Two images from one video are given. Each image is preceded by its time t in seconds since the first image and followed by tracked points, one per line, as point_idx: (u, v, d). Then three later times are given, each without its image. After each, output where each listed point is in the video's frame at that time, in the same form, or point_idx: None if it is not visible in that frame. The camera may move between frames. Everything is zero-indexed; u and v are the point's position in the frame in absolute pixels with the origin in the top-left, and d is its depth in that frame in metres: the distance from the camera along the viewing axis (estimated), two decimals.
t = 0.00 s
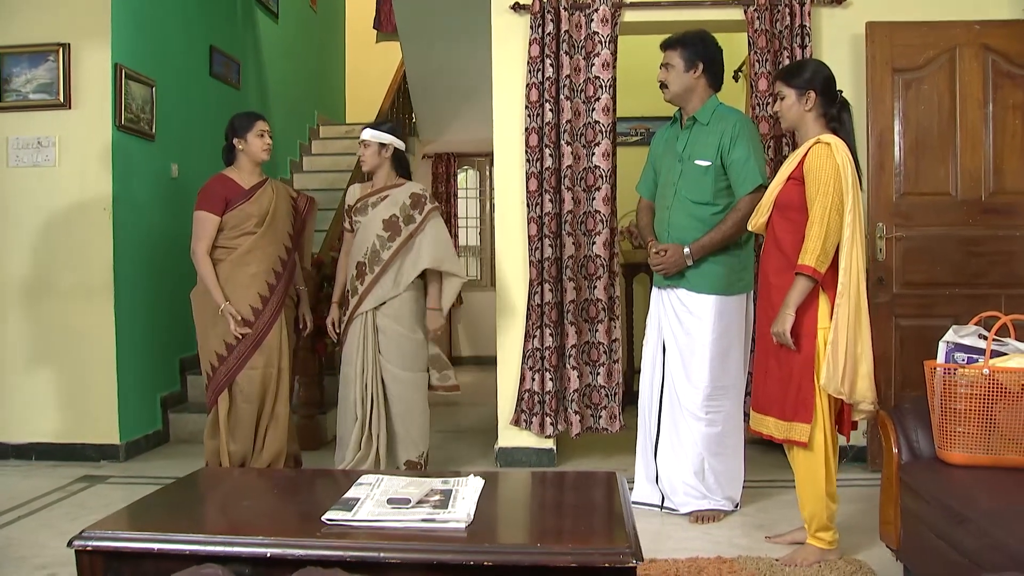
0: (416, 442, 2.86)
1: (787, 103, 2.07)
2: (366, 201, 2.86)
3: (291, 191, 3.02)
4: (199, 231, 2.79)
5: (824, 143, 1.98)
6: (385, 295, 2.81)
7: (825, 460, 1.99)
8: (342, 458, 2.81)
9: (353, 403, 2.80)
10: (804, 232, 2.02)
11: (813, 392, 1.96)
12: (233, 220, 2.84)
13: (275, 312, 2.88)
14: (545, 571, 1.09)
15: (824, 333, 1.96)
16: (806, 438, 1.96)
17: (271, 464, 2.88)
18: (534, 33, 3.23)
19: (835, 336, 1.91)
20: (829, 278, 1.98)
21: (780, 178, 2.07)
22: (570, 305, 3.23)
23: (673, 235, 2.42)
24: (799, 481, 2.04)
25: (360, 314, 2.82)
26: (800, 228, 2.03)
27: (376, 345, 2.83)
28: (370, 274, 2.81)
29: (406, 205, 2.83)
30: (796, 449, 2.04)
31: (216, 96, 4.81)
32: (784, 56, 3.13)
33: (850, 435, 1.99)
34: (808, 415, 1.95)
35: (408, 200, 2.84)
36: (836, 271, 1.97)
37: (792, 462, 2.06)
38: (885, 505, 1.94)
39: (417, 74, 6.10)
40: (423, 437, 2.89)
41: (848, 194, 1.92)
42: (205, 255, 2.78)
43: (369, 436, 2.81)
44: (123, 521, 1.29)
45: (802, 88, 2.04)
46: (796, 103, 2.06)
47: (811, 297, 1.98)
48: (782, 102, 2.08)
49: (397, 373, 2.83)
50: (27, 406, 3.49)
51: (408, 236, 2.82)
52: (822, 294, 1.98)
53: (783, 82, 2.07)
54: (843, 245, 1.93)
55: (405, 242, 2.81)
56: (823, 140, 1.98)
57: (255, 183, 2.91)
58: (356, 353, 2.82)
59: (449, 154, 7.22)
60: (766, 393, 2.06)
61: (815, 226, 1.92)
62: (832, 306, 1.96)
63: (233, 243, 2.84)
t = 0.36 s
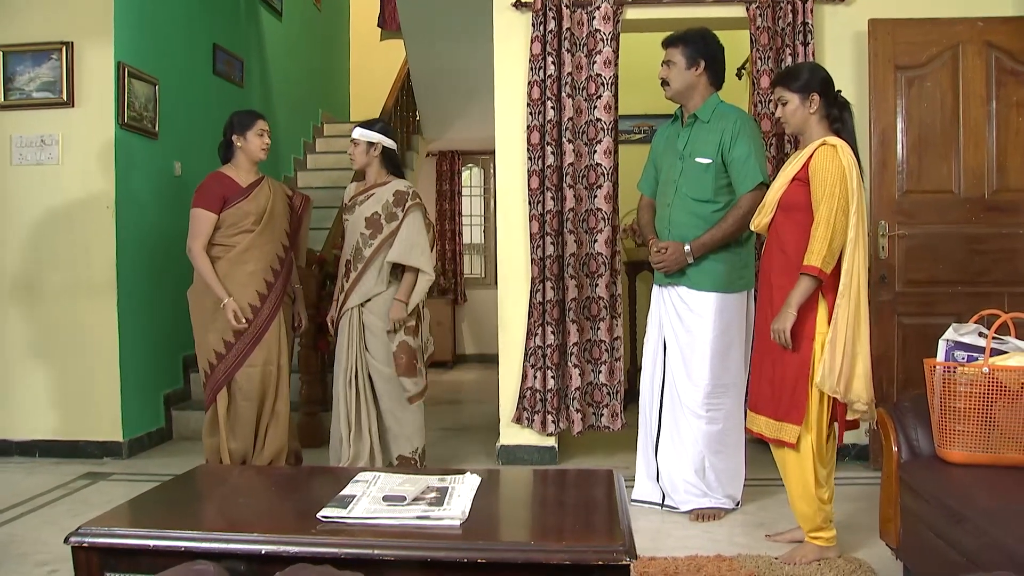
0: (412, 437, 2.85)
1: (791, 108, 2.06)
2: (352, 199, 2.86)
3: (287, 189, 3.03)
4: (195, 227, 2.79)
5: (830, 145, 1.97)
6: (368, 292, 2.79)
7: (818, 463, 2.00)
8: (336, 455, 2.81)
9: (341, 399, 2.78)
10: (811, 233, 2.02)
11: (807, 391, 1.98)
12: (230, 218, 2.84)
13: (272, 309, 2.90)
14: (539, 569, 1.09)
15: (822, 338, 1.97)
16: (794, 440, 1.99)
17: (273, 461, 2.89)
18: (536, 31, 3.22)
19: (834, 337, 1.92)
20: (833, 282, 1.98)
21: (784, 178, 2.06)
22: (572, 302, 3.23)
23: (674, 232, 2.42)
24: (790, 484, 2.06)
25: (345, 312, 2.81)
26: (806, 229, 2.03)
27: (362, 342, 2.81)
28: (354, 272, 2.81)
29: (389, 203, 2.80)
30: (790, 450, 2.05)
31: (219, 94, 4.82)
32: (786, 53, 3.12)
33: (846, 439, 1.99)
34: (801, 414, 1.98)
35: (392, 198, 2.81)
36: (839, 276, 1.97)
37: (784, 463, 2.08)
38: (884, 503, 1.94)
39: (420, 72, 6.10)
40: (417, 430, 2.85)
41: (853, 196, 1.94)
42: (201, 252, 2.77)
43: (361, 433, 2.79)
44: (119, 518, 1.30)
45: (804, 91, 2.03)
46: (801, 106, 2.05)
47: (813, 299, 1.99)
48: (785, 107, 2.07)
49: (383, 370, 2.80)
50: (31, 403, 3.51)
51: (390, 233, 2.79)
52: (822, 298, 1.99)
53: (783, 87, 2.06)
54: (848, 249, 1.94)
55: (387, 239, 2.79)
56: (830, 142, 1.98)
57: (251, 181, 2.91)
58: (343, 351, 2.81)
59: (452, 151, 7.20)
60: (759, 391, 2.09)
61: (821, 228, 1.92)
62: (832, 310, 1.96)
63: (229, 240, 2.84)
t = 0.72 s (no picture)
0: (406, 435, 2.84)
1: (791, 109, 2.05)
2: (346, 199, 2.87)
3: (281, 188, 3.04)
4: (189, 223, 2.79)
5: (832, 143, 2.01)
6: (359, 291, 2.77)
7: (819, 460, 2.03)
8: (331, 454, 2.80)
9: (332, 399, 2.78)
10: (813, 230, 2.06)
11: (818, 388, 2.01)
12: (223, 216, 2.85)
13: (264, 307, 2.90)
14: (530, 567, 1.09)
15: (830, 333, 2.01)
16: (805, 436, 2.01)
17: (269, 460, 2.89)
18: (535, 29, 3.22)
19: (842, 333, 1.97)
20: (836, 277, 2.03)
21: (788, 177, 2.08)
22: (571, 301, 3.23)
23: (671, 230, 2.42)
24: (793, 482, 2.07)
25: (338, 311, 2.82)
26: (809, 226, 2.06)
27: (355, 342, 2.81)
28: (345, 272, 2.80)
29: (379, 203, 2.79)
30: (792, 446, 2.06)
31: (220, 93, 4.82)
32: (785, 51, 3.11)
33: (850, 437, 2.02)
34: (811, 412, 2.00)
35: (382, 198, 2.80)
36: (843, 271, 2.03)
37: (784, 462, 2.08)
38: (880, 501, 1.94)
39: (421, 71, 6.10)
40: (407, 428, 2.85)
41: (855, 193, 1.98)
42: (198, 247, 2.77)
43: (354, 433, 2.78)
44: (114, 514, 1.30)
45: (806, 92, 2.03)
46: (801, 107, 2.05)
47: (800, 286, 2.04)
48: (785, 109, 2.06)
49: (375, 370, 2.79)
50: (31, 400, 3.52)
51: (379, 233, 2.78)
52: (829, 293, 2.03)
53: (782, 88, 2.05)
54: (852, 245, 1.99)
55: (376, 239, 2.77)
56: (832, 140, 2.01)
57: (246, 180, 2.92)
58: (336, 350, 2.81)
59: (454, 149, 7.23)
60: (763, 391, 2.09)
61: (827, 225, 1.96)
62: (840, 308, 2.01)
63: (223, 237, 2.84)
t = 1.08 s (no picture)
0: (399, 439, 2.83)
1: (796, 110, 2.05)
2: (346, 199, 2.86)
3: (282, 186, 3.05)
4: (190, 223, 2.80)
5: (837, 142, 2.00)
6: (360, 293, 2.78)
7: (821, 458, 2.03)
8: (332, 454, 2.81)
9: (332, 398, 2.78)
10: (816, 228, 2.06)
11: (824, 386, 2.01)
12: (224, 215, 2.86)
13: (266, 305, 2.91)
14: (522, 566, 1.10)
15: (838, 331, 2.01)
16: (812, 433, 2.01)
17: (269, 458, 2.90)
18: (535, 28, 3.22)
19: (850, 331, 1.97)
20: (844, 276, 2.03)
21: (795, 175, 2.08)
22: (571, 300, 3.22)
23: (670, 229, 2.42)
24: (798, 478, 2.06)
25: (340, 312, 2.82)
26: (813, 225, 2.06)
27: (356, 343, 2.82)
28: (347, 273, 2.81)
29: (381, 203, 2.80)
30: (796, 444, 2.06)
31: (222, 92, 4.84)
32: (786, 50, 3.10)
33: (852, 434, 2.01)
34: (816, 408, 2.01)
35: (384, 199, 2.80)
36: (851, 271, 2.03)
37: (790, 459, 2.08)
38: (878, 500, 1.93)
39: (424, 71, 6.10)
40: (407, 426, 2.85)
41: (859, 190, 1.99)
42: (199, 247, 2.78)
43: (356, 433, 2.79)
44: (110, 512, 1.31)
45: (810, 93, 2.03)
46: (805, 108, 2.04)
47: (806, 284, 2.04)
48: (790, 110, 2.05)
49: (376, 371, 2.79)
50: (33, 399, 3.53)
51: (381, 234, 2.78)
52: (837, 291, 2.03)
53: (785, 89, 2.04)
54: (857, 242, 1.99)
55: (378, 241, 2.78)
56: (838, 139, 2.01)
57: (247, 180, 2.92)
58: (337, 351, 2.82)
59: (456, 148, 7.24)
60: (769, 385, 2.10)
61: (828, 221, 1.96)
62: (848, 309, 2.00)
63: (223, 237, 2.85)
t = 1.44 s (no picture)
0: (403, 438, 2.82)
1: (791, 109, 2.04)
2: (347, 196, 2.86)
3: (282, 185, 3.05)
4: (187, 223, 2.82)
5: (835, 140, 2.01)
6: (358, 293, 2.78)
7: (819, 457, 2.03)
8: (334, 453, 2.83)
9: (336, 398, 2.80)
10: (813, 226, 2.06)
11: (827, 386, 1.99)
12: (220, 213, 2.86)
13: (263, 304, 2.90)
14: (510, 565, 1.10)
15: (840, 332, 2.01)
16: (814, 433, 2.00)
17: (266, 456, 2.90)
18: (532, 27, 3.22)
19: (852, 331, 1.98)
20: (844, 274, 2.03)
21: (792, 173, 2.07)
22: (568, 299, 3.22)
23: (664, 229, 2.42)
24: (803, 476, 2.06)
25: (340, 313, 2.83)
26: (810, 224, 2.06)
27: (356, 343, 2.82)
28: (346, 274, 2.81)
29: (379, 202, 2.78)
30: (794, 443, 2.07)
31: (220, 91, 4.84)
32: (783, 49, 3.10)
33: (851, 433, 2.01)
34: (821, 408, 1.99)
35: (383, 197, 2.79)
36: (851, 269, 2.03)
37: (792, 456, 2.07)
38: (872, 499, 1.94)
39: (423, 70, 6.10)
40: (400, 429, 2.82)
41: (858, 189, 1.99)
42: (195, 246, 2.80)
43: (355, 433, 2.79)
44: (100, 510, 1.31)
45: (805, 92, 2.03)
46: (801, 106, 2.04)
47: (807, 283, 2.03)
48: (785, 109, 2.05)
49: (375, 373, 2.78)
50: (31, 397, 3.54)
51: (379, 235, 2.77)
52: (837, 289, 2.02)
53: (781, 89, 2.03)
54: (856, 241, 2.00)
55: (376, 242, 2.77)
56: (836, 137, 2.01)
57: (243, 178, 2.93)
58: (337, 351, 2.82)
59: (455, 147, 7.24)
60: (772, 385, 2.09)
61: (826, 219, 1.96)
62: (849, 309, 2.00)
63: (219, 236, 2.86)
